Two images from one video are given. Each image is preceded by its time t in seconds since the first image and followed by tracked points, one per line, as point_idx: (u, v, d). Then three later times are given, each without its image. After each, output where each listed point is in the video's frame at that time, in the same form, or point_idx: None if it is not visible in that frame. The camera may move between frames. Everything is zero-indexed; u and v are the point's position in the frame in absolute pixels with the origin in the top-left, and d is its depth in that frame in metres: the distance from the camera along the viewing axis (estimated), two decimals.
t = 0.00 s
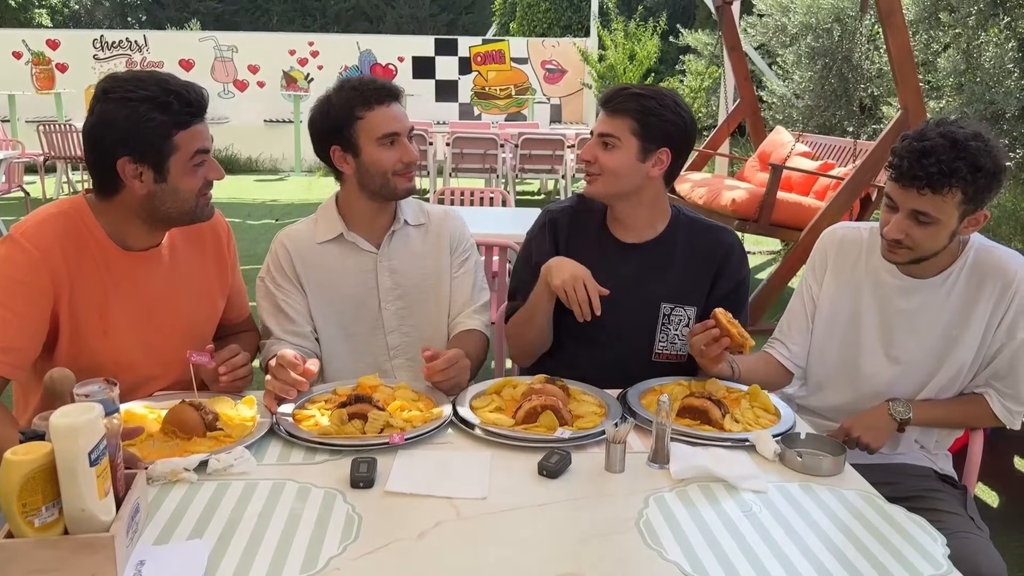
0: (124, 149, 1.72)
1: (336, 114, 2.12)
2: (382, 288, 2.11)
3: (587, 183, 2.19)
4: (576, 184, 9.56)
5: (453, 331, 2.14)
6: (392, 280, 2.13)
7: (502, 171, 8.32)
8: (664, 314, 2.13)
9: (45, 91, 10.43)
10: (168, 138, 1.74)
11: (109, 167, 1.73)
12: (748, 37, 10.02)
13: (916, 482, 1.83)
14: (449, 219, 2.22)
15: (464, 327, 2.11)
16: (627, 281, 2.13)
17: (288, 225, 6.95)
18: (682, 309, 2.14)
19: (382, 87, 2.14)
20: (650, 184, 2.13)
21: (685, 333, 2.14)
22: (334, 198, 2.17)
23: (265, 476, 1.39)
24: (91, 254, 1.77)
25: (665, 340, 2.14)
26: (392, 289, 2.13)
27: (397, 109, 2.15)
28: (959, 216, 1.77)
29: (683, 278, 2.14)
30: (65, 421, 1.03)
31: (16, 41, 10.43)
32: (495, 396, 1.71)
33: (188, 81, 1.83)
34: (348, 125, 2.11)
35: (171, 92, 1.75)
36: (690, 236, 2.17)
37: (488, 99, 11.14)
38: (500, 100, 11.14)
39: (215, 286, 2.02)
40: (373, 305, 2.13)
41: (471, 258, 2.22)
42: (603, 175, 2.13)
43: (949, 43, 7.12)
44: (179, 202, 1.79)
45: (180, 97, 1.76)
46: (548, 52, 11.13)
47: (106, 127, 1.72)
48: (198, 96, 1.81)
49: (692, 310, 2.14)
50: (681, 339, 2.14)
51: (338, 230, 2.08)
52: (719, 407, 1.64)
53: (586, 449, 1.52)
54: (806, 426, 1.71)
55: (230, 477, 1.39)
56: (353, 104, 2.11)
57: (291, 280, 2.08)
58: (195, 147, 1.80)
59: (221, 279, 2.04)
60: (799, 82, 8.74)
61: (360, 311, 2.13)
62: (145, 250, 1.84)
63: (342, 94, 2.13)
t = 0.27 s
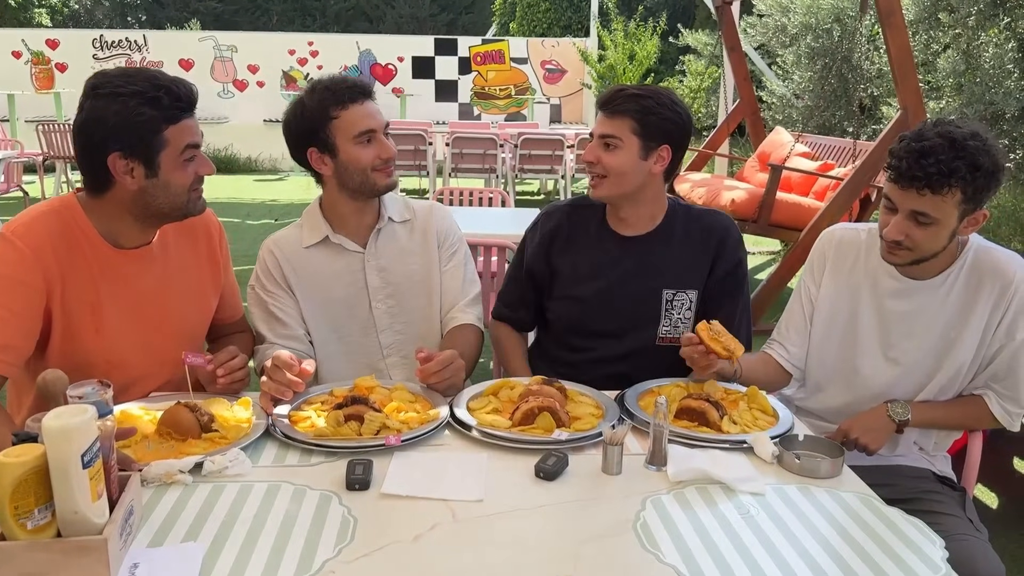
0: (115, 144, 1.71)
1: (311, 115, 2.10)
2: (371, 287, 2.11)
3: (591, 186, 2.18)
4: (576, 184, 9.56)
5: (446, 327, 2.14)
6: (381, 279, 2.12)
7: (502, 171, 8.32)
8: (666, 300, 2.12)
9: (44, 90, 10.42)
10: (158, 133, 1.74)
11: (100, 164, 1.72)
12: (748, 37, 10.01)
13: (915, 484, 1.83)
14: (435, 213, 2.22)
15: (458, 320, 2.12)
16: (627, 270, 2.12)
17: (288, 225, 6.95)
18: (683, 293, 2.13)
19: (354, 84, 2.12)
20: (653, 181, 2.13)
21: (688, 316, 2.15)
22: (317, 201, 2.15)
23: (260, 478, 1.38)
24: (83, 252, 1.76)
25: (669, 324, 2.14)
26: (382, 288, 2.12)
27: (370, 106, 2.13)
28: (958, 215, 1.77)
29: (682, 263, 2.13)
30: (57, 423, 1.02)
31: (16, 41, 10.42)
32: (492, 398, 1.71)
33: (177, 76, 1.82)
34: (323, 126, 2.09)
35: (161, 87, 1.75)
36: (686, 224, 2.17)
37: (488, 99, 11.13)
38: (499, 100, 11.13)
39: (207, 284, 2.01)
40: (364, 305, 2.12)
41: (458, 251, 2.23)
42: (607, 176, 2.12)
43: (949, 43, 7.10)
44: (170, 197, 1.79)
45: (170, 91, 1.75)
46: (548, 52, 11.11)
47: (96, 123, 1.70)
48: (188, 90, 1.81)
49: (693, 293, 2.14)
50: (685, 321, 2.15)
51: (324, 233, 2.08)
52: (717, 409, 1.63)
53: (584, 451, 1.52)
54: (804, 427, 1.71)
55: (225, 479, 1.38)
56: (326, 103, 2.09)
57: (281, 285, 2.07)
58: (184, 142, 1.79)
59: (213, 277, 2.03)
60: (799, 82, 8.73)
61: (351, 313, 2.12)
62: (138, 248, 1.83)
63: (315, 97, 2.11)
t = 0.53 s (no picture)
0: (111, 142, 1.71)
1: (312, 115, 2.11)
2: (370, 289, 2.10)
3: (610, 206, 2.08)
4: (576, 184, 9.55)
5: (447, 329, 2.13)
6: (381, 280, 2.12)
7: (501, 171, 8.31)
8: (662, 292, 2.14)
9: (44, 90, 10.40)
10: (154, 131, 1.74)
11: (97, 163, 1.72)
12: (748, 37, 10.00)
13: (915, 487, 1.82)
14: (434, 214, 2.21)
15: (458, 324, 2.11)
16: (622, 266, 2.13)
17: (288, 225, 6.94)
18: (679, 283, 2.15)
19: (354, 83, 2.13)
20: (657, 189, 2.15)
21: (686, 304, 2.17)
22: (318, 201, 2.16)
23: (258, 481, 1.38)
24: (79, 252, 1.76)
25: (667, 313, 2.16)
26: (380, 291, 2.12)
27: (369, 104, 2.13)
28: (959, 215, 1.76)
29: (674, 255, 2.15)
30: (54, 426, 1.02)
31: (15, 41, 10.41)
32: (491, 400, 1.71)
33: (173, 74, 1.82)
34: (325, 126, 2.10)
35: (156, 84, 1.74)
36: (673, 219, 2.19)
37: (488, 99, 11.11)
38: (499, 100, 11.11)
39: (204, 284, 2.00)
40: (362, 309, 2.11)
41: (459, 253, 2.23)
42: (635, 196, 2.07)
43: (949, 43, 7.09)
44: (166, 196, 1.79)
45: (165, 89, 1.75)
46: (548, 52, 11.09)
47: (92, 121, 1.71)
48: (184, 88, 1.81)
49: (689, 283, 2.16)
50: (683, 310, 2.17)
51: (323, 234, 2.07)
52: (716, 411, 1.63)
53: (583, 453, 1.51)
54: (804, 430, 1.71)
55: (223, 481, 1.38)
56: (326, 102, 2.10)
57: (279, 287, 2.06)
58: (180, 141, 1.79)
59: (209, 278, 2.02)
60: (799, 83, 8.72)
61: (351, 314, 2.11)
62: (133, 247, 1.83)
63: (314, 97, 2.12)
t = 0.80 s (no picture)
0: (116, 142, 1.72)
1: (336, 118, 2.10)
2: (381, 292, 2.10)
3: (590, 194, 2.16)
4: (576, 184, 9.55)
5: (453, 337, 2.12)
6: (391, 285, 2.11)
7: (502, 171, 8.31)
8: (665, 298, 2.13)
9: (44, 90, 10.41)
10: (160, 133, 1.74)
11: (101, 162, 1.73)
12: (748, 37, 10.00)
13: (916, 487, 1.82)
14: (450, 223, 2.20)
15: (463, 333, 2.10)
16: (625, 271, 2.12)
17: (288, 225, 6.94)
18: (681, 291, 2.14)
19: (382, 88, 2.13)
20: (651, 192, 2.14)
21: (689, 313, 2.15)
22: (333, 202, 2.16)
23: (260, 481, 1.38)
24: (80, 251, 1.75)
25: (670, 321, 2.14)
26: (392, 294, 2.12)
27: (394, 110, 2.13)
28: (962, 216, 1.76)
29: (677, 262, 2.14)
30: (56, 426, 1.01)
31: (15, 40, 10.40)
32: (493, 400, 1.71)
33: (182, 77, 1.82)
34: (348, 129, 2.09)
35: (166, 87, 1.75)
36: (677, 223, 2.18)
37: (488, 99, 11.10)
38: (500, 100, 11.11)
39: (205, 284, 2.00)
40: (372, 309, 2.12)
41: (470, 263, 2.21)
42: (609, 185, 2.10)
43: (950, 44, 7.10)
44: (168, 197, 1.78)
45: (174, 92, 1.76)
46: (548, 52, 11.10)
47: (99, 120, 1.71)
48: (192, 90, 1.81)
49: (691, 290, 2.15)
50: (685, 319, 2.15)
51: (337, 234, 2.07)
52: (719, 412, 1.63)
53: (585, 453, 1.51)
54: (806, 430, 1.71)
55: (225, 481, 1.37)
56: (351, 105, 2.09)
57: (289, 284, 2.06)
58: (187, 146, 1.79)
59: (210, 277, 2.02)
60: (799, 83, 8.73)
61: (359, 314, 2.12)
62: (135, 246, 1.83)
63: (339, 99, 2.11)
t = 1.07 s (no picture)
0: (123, 138, 1.73)
1: (364, 117, 2.11)
2: (393, 295, 2.11)
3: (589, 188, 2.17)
4: (577, 184, 9.55)
5: (458, 342, 2.11)
6: (401, 287, 2.12)
7: (502, 171, 8.31)
8: (666, 313, 2.13)
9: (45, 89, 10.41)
10: (168, 132, 1.75)
11: (108, 159, 1.74)
12: (749, 38, 10.01)
13: (918, 487, 1.82)
14: (465, 231, 2.20)
15: (470, 339, 2.08)
16: (627, 282, 2.11)
17: (289, 225, 6.94)
18: (683, 307, 2.14)
19: (412, 93, 2.14)
20: (652, 192, 2.14)
21: (689, 330, 2.15)
22: (352, 201, 2.16)
23: (263, 480, 1.38)
24: (86, 247, 1.77)
25: (669, 338, 2.14)
26: (403, 297, 2.12)
27: (423, 116, 2.14)
28: (959, 214, 1.77)
29: (682, 277, 2.14)
30: (61, 426, 1.02)
31: (16, 40, 10.40)
32: (496, 399, 1.71)
33: (192, 77, 1.83)
34: (375, 129, 2.10)
35: (175, 87, 1.76)
36: (684, 235, 2.18)
37: (488, 99, 11.09)
38: (500, 100, 11.11)
39: (210, 281, 2.00)
40: (383, 309, 2.13)
41: (484, 271, 2.21)
42: (609, 181, 2.11)
43: (951, 44, 7.10)
44: (173, 195, 1.78)
45: (183, 92, 1.77)
46: (549, 52, 11.11)
47: (108, 116, 1.73)
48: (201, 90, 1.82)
49: (694, 306, 2.15)
50: (684, 336, 2.15)
51: (355, 231, 2.09)
52: (721, 412, 1.63)
53: (587, 453, 1.52)
54: (807, 430, 1.71)
55: (228, 481, 1.38)
56: (382, 107, 2.10)
57: (302, 280, 2.08)
58: (195, 146, 1.80)
59: (214, 274, 2.02)
60: (800, 83, 8.74)
61: (368, 313, 2.13)
62: (141, 243, 1.84)
63: (370, 99, 2.12)
